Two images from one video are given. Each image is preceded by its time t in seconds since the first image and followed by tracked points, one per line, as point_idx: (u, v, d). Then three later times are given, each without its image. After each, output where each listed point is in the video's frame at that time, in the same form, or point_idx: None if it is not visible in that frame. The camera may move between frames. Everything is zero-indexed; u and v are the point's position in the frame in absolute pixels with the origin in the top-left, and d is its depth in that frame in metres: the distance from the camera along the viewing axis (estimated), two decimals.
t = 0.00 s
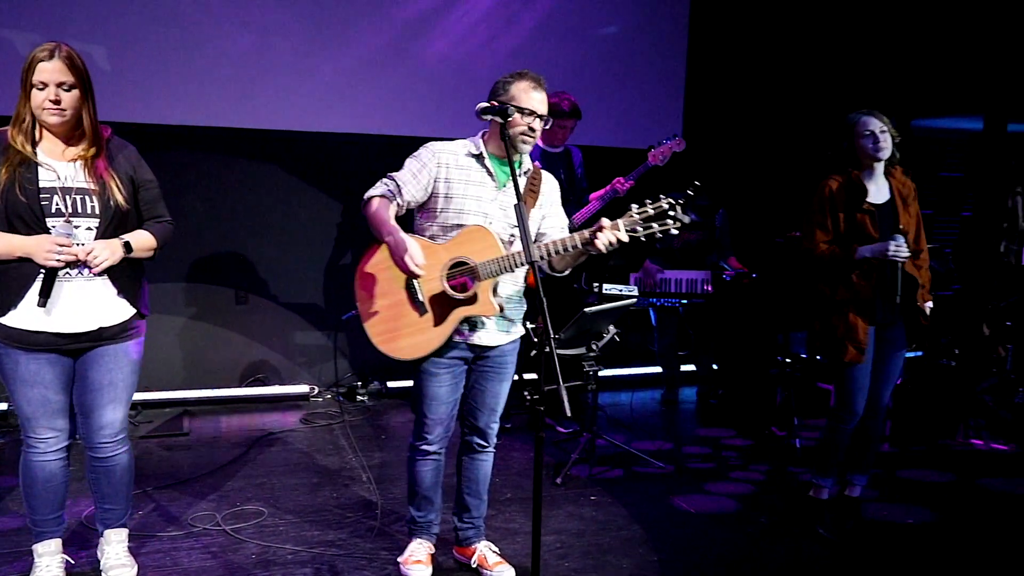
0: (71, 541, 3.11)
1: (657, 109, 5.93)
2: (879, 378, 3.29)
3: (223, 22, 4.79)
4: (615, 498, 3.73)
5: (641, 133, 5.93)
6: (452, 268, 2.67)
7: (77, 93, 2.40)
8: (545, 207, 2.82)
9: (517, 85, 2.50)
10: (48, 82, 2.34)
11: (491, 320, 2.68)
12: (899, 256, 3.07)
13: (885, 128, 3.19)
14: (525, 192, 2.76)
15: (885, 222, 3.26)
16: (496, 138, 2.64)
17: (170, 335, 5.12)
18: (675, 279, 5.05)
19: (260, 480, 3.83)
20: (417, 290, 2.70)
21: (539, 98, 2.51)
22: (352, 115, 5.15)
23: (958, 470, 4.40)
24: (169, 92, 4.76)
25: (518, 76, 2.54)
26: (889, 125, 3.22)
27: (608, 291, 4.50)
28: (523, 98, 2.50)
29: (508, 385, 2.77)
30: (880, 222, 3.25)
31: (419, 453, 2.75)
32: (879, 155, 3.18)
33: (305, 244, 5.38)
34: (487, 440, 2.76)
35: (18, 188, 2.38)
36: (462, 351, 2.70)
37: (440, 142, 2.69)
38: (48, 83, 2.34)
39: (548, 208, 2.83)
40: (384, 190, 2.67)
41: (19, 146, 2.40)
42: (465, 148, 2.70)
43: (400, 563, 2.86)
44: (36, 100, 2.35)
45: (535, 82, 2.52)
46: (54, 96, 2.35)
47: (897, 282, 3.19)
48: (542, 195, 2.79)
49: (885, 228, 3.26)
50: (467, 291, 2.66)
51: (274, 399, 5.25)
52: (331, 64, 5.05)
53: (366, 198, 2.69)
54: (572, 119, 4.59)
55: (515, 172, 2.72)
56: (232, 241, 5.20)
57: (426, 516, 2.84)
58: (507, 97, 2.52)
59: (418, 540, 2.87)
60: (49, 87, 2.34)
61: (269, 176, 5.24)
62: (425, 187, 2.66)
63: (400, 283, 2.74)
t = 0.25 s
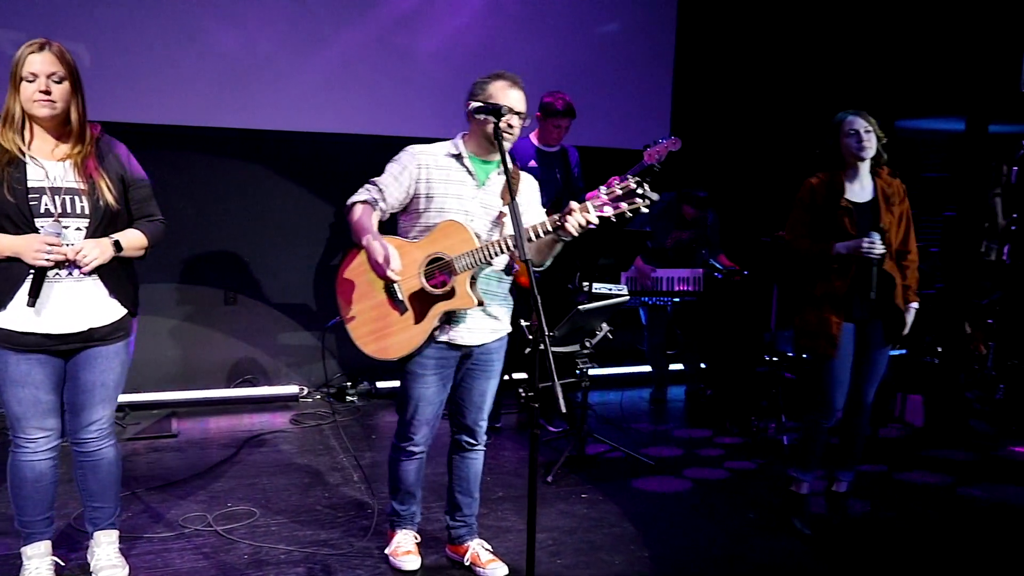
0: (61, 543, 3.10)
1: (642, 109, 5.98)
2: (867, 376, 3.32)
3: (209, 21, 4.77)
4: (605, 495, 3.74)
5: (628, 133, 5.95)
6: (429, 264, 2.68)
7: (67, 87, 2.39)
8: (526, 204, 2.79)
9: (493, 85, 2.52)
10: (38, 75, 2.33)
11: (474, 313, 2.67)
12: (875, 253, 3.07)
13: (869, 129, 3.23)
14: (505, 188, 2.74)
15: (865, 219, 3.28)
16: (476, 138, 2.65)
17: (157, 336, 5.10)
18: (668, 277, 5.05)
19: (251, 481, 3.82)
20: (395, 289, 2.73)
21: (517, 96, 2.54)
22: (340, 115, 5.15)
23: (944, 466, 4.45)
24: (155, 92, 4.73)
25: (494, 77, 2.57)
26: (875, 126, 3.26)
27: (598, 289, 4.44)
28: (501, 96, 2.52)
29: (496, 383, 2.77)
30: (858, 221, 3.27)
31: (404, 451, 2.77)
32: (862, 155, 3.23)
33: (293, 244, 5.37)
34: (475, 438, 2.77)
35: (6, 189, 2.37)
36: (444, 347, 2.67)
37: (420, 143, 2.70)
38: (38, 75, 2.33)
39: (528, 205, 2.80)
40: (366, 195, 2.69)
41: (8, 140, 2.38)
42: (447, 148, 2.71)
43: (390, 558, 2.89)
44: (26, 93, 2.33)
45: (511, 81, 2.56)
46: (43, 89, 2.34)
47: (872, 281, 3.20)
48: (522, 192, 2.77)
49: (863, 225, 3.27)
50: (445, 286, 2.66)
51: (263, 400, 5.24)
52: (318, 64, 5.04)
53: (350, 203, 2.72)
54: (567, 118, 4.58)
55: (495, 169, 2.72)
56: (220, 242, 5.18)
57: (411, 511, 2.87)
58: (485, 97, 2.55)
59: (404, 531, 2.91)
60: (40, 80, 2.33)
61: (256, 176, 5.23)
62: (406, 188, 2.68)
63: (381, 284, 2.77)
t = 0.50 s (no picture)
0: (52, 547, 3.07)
1: (629, 108, 6.03)
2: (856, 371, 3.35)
3: (198, 20, 4.74)
4: (598, 492, 3.76)
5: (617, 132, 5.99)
6: (409, 265, 2.68)
7: (59, 86, 2.38)
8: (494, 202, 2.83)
9: (459, 83, 2.56)
10: (30, 73, 2.32)
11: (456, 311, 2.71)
12: (849, 249, 3.10)
13: (852, 126, 3.22)
14: (473, 186, 2.77)
15: (842, 216, 3.31)
16: (443, 138, 2.69)
17: (147, 338, 5.07)
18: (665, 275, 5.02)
19: (243, 482, 3.81)
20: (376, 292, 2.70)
21: (481, 92, 2.60)
22: (330, 115, 5.14)
23: (933, 461, 4.49)
24: (144, 91, 4.70)
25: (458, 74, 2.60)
26: (856, 123, 3.25)
27: (589, 288, 4.52)
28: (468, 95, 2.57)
29: (479, 377, 2.80)
30: (836, 217, 3.29)
31: (393, 450, 2.77)
32: (843, 152, 3.22)
33: (283, 245, 5.36)
34: (464, 434, 2.78)
35: None
36: (425, 346, 2.71)
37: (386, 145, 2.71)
38: (31, 74, 2.32)
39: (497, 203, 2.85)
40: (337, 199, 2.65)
41: None
42: (413, 149, 2.72)
43: (384, 555, 2.90)
44: (18, 92, 2.32)
45: (475, 78, 2.60)
46: (36, 88, 2.33)
47: (843, 277, 3.24)
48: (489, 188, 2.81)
49: (841, 221, 3.30)
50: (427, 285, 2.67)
51: (254, 401, 5.22)
52: (307, 64, 5.03)
53: (320, 206, 2.67)
54: (562, 118, 4.58)
55: (462, 167, 2.75)
56: (210, 242, 5.16)
57: (402, 510, 2.86)
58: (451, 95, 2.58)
59: (398, 530, 2.91)
60: (31, 78, 2.32)
61: (245, 176, 5.21)
62: (376, 190, 2.67)
63: (357, 288, 2.74)
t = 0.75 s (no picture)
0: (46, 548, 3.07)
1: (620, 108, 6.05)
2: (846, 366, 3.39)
3: (187, 19, 4.73)
4: (591, 489, 3.78)
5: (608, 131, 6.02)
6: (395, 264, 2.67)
7: (54, 85, 2.38)
8: (467, 201, 2.87)
9: (430, 84, 2.60)
10: (25, 73, 2.32)
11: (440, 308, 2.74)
12: (827, 244, 3.16)
13: (836, 123, 3.28)
14: (446, 185, 2.82)
15: (823, 211, 3.32)
16: (416, 137, 2.71)
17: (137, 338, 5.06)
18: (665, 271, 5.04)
19: (237, 482, 3.81)
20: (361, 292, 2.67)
21: (452, 91, 2.64)
22: (321, 115, 5.13)
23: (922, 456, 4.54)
24: (134, 91, 4.68)
25: (427, 74, 2.63)
26: (841, 121, 3.31)
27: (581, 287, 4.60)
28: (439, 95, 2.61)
29: (463, 370, 2.81)
30: (815, 212, 3.31)
31: (383, 445, 2.79)
32: (827, 149, 3.27)
33: (274, 244, 5.35)
34: (452, 427, 2.80)
35: None
36: (410, 342, 2.74)
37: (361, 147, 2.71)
38: (25, 72, 2.32)
39: (469, 200, 2.89)
40: (316, 201, 2.64)
41: None
42: (387, 150, 2.73)
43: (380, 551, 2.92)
44: (12, 91, 2.32)
45: (445, 78, 2.65)
46: (30, 87, 2.33)
47: (818, 273, 3.28)
48: (462, 186, 2.87)
49: (823, 215, 3.32)
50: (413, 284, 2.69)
51: (246, 401, 5.22)
52: (298, 63, 5.02)
53: (297, 209, 2.65)
54: (556, 117, 4.62)
55: (436, 166, 2.78)
56: (201, 242, 5.15)
57: (396, 505, 2.88)
58: (423, 97, 2.61)
59: (394, 526, 2.93)
60: (26, 78, 2.32)
61: (236, 176, 5.20)
62: (353, 192, 2.67)
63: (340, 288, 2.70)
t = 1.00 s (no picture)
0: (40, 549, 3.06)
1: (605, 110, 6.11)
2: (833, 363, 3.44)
3: (176, 19, 4.72)
4: (582, 486, 3.82)
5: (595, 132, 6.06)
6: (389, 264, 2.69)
7: (49, 85, 2.39)
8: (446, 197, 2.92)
9: (409, 85, 2.64)
10: (20, 72, 2.33)
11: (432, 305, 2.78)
12: (806, 242, 3.20)
13: (818, 126, 3.33)
14: (429, 182, 2.86)
15: (802, 212, 3.38)
16: (396, 136, 2.74)
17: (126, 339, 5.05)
18: (665, 268, 5.12)
19: (230, 482, 3.82)
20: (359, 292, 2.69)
21: (431, 92, 2.69)
22: (310, 115, 5.14)
23: (908, 452, 4.61)
24: (122, 91, 4.67)
25: (406, 74, 2.67)
26: (822, 124, 3.36)
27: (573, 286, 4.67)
28: (419, 95, 2.65)
29: (448, 363, 2.86)
30: (795, 214, 3.37)
31: (374, 442, 2.81)
32: (808, 151, 3.32)
33: (263, 244, 5.35)
34: (440, 421, 2.83)
35: None
36: (401, 339, 2.76)
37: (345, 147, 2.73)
38: (21, 71, 2.33)
39: (448, 196, 2.94)
40: (307, 204, 2.62)
41: None
42: (370, 150, 2.75)
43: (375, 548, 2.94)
44: (8, 90, 2.33)
45: (424, 78, 2.69)
46: (25, 86, 2.34)
47: (795, 272, 3.33)
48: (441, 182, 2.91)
49: (801, 216, 3.38)
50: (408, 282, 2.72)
51: (236, 401, 5.23)
52: (287, 63, 5.03)
53: (288, 211, 2.62)
54: (547, 116, 4.65)
55: (417, 164, 2.82)
56: (190, 243, 5.14)
57: (388, 501, 2.90)
58: (404, 97, 2.65)
59: (389, 522, 2.96)
60: (21, 77, 2.33)
61: (225, 176, 5.20)
62: (341, 193, 2.68)
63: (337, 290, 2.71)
